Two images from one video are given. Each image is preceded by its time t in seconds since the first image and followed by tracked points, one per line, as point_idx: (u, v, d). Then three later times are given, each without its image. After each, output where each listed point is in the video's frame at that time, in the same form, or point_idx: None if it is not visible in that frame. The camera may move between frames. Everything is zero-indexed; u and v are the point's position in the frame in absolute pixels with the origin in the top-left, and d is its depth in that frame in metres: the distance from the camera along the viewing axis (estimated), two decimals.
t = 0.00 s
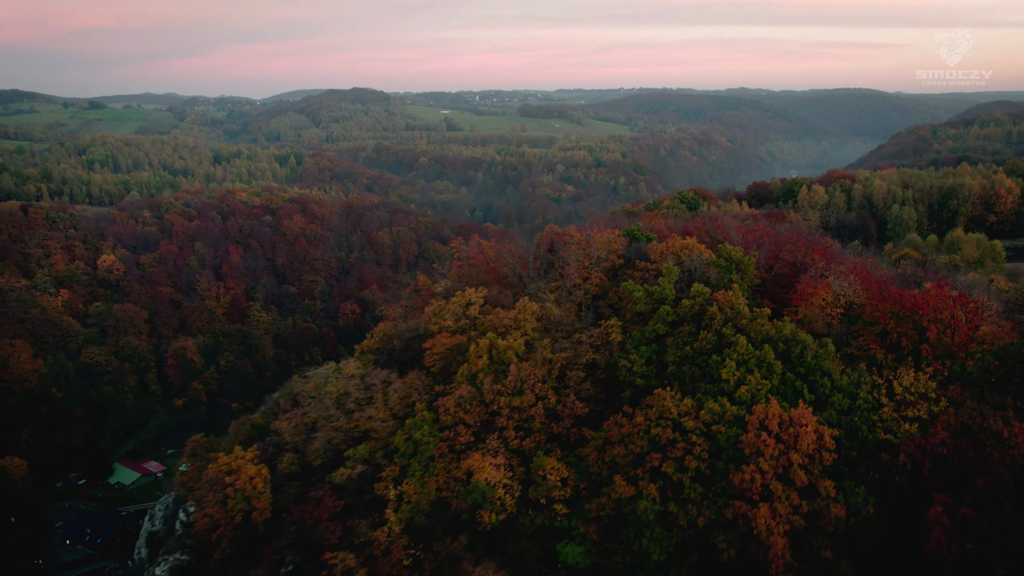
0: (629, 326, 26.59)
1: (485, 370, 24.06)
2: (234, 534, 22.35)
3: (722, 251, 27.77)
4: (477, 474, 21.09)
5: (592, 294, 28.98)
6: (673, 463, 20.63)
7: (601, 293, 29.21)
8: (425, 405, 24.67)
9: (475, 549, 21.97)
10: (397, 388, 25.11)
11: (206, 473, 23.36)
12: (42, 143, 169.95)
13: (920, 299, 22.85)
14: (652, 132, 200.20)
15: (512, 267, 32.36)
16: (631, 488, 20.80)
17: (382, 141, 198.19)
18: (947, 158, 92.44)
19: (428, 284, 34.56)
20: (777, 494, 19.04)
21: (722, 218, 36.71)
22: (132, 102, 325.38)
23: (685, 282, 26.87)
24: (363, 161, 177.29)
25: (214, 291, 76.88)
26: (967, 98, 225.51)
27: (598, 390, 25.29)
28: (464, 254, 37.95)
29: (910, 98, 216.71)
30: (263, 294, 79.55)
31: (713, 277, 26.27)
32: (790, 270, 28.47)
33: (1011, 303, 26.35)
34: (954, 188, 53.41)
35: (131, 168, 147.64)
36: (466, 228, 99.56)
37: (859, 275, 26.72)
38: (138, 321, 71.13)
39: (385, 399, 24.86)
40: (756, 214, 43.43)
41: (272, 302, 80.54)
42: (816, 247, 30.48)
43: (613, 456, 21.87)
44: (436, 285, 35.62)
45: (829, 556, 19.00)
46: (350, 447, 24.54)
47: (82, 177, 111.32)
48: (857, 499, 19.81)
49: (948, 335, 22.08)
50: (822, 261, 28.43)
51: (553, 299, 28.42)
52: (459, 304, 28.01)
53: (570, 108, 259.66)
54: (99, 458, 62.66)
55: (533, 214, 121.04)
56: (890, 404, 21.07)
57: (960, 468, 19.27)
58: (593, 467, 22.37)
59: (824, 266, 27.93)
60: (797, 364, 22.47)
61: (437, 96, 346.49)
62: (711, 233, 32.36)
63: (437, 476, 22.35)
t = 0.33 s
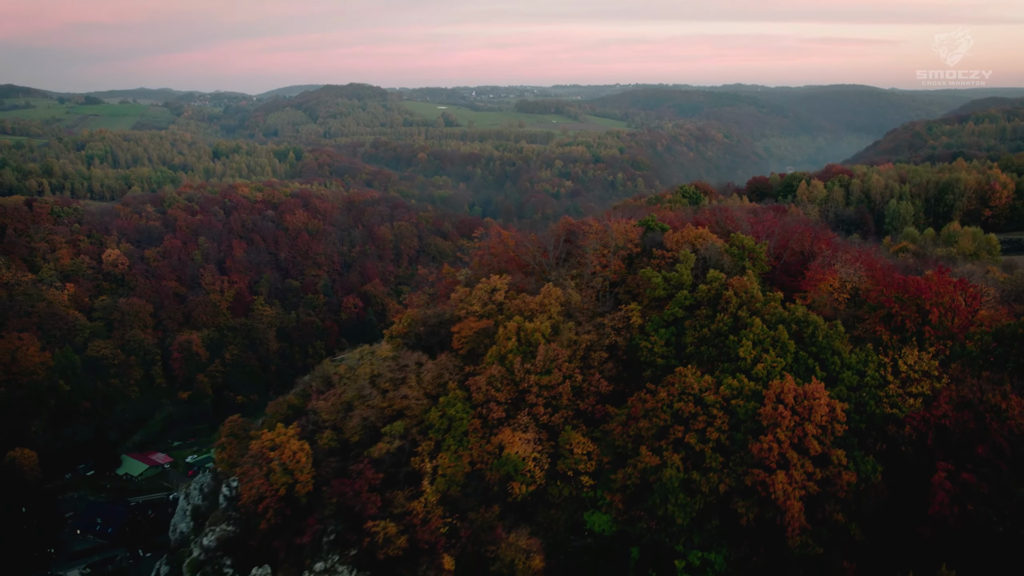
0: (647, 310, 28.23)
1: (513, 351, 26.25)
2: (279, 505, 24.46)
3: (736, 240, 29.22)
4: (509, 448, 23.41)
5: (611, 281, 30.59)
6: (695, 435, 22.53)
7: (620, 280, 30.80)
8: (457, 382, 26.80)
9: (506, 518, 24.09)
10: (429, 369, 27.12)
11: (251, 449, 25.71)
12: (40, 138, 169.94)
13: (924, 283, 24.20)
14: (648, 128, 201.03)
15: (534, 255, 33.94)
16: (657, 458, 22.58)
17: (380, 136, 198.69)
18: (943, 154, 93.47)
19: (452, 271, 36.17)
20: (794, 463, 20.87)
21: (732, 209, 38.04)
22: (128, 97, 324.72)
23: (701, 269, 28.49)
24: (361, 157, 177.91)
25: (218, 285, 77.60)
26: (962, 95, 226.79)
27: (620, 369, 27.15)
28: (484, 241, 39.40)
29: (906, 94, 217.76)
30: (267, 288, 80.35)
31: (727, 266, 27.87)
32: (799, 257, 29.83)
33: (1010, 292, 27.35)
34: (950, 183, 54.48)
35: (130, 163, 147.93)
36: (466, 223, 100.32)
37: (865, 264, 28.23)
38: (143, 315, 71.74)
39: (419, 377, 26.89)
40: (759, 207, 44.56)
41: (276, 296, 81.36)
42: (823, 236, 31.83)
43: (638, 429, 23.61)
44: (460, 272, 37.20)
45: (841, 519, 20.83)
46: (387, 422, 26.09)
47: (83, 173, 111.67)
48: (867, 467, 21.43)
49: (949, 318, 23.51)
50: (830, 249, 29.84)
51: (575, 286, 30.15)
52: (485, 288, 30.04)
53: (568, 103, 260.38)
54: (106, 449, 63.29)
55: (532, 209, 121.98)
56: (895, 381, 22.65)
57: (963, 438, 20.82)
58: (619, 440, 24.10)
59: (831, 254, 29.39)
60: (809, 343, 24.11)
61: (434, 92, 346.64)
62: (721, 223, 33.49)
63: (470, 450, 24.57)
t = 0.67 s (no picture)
0: (663, 295, 29.23)
1: (539, 334, 27.45)
2: (318, 479, 26.10)
3: (747, 231, 30.22)
4: (535, 425, 24.81)
5: (627, 268, 31.62)
6: (714, 410, 23.41)
7: (635, 268, 31.81)
8: (483, 364, 28.16)
9: (535, 491, 25.42)
10: (458, 351, 28.57)
11: (290, 428, 27.51)
12: (38, 133, 169.77)
13: (927, 269, 25.31)
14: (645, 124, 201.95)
15: (553, 246, 35.07)
16: (678, 431, 23.58)
17: (378, 132, 199.07)
18: (938, 149, 94.60)
19: (473, 262, 37.33)
20: (806, 434, 21.95)
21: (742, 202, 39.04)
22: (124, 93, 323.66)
23: (715, 256, 29.50)
24: (360, 152, 178.35)
25: (222, 279, 78.26)
26: (957, 91, 228.11)
27: (640, 352, 28.12)
28: (502, 232, 40.43)
29: (902, 90, 218.91)
30: (270, 282, 81.08)
31: (739, 254, 28.97)
32: (807, 246, 30.85)
33: (1006, 280, 28.30)
34: (947, 177, 55.61)
35: (129, 158, 148.16)
36: (467, 218, 101.14)
37: (870, 254, 29.29)
38: (148, 309, 72.56)
39: (447, 360, 28.31)
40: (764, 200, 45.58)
41: (279, 290, 82.07)
42: (829, 227, 32.91)
43: (660, 405, 24.62)
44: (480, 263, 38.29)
45: (851, 487, 21.80)
46: (418, 402, 27.81)
47: (85, 168, 112.06)
48: (875, 439, 22.52)
49: (950, 302, 24.61)
50: (836, 241, 30.91)
51: (593, 274, 31.23)
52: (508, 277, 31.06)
53: (565, 99, 261.04)
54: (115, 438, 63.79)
55: (532, 205, 122.99)
56: (900, 360, 23.71)
57: (963, 413, 22.05)
58: (641, 416, 25.25)
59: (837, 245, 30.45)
60: (819, 324, 25.02)
61: (431, 87, 346.91)
62: (731, 214, 34.56)
63: (500, 426, 26.02)
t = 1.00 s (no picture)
0: (678, 282, 30.39)
1: (561, 318, 28.71)
2: (354, 456, 27.75)
3: (757, 221, 31.25)
4: (560, 404, 26.04)
5: (642, 256, 32.69)
6: (731, 387, 24.39)
7: (649, 257, 32.85)
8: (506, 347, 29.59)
9: (560, 466, 26.84)
10: (484, 334, 30.19)
11: (324, 408, 29.16)
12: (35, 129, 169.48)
13: (929, 257, 26.45)
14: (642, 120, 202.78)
15: (570, 238, 36.30)
16: (697, 408, 24.51)
17: (376, 128, 199.39)
18: (934, 146, 95.59)
19: (492, 251, 38.55)
20: (817, 409, 22.83)
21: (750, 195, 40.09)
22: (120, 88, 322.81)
23: (727, 244, 30.55)
24: (358, 148, 178.70)
25: (226, 274, 78.87)
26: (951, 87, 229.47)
27: (657, 335, 29.26)
28: (519, 224, 41.58)
29: (897, 87, 220.08)
30: (273, 276, 81.70)
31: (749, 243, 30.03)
32: (814, 236, 31.79)
33: (1005, 270, 29.27)
34: (943, 173, 56.74)
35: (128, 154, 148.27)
36: (467, 213, 101.92)
37: (873, 244, 30.30)
38: (153, 303, 73.17)
39: (475, 341, 30.10)
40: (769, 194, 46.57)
41: (282, 284, 82.66)
42: (833, 219, 33.90)
43: (678, 384, 25.73)
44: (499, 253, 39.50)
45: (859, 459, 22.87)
46: (448, 381, 29.43)
47: (85, 163, 112.37)
48: (882, 414, 23.49)
49: (950, 288, 25.61)
50: (841, 231, 31.94)
51: (609, 262, 32.40)
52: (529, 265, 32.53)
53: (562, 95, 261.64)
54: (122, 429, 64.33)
55: (531, 200, 123.98)
56: (904, 342, 24.69)
57: (963, 390, 23.01)
58: (659, 395, 26.48)
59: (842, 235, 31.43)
60: (828, 308, 25.94)
61: (427, 83, 347.04)
62: (739, 206, 35.63)
63: (526, 405, 27.31)
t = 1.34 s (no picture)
0: (692, 269, 31.51)
1: (582, 304, 30.26)
2: (386, 434, 28.70)
3: (765, 212, 32.28)
4: (582, 383, 27.53)
5: (655, 245, 33.71)
6: (745, 366, 25.62)
7: (662, 246, 33.87)
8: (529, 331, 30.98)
9: (582, 442, 28.09)
10: (508, 318, 31.44)
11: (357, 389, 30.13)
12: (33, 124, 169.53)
13: (930, 246, 27.48)
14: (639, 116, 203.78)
15: (585, 227, 37.40)
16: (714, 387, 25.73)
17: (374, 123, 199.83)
18: (929, 141, 96.65)
19: (510, 240, 39.61)
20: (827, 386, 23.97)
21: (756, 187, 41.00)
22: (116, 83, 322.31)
23: (738, 234, 31.59)
24: (357, 143, 179.20)
25: (230, 268, 79.48)
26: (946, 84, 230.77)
27: (672, 320, 30.41)
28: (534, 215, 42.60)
29: (893, 83, 221.22)
30: (276, 271, 82.37)
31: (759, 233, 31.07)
32: (818, 226, 32.83)
33: (1001, 260, 30.35)
34: (938, 168, 57.84)
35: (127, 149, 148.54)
36: (468, 208, 102.74)
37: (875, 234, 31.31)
38: (158, 297, 73.74)
39: (497, 325, 31.25)
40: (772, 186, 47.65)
41: (285, 278, 83.27)
42: (834, 210, 34.91)
43: (695, 364, 26.96)
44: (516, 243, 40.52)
45: (866, 433, 23.92)
46: (475, 364, 30.62)
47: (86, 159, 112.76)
48: (887, 391, 24.68)
49: (950, 274, 26.78)
50: (844, 221, 32.93)
51: (624, 251, 33.49)
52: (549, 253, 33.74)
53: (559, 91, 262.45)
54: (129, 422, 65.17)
55: (530, 195, 125.09)
56: (907, 326, 25.75)
57: (963, 368, 24.11)
58: (677, 374, 27.68)
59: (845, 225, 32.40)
60: (835, 294, 26.98)
61: (424, 78, 347.33)
62: (745, 198, 36.63)
63: (550, 386, 28.76)
